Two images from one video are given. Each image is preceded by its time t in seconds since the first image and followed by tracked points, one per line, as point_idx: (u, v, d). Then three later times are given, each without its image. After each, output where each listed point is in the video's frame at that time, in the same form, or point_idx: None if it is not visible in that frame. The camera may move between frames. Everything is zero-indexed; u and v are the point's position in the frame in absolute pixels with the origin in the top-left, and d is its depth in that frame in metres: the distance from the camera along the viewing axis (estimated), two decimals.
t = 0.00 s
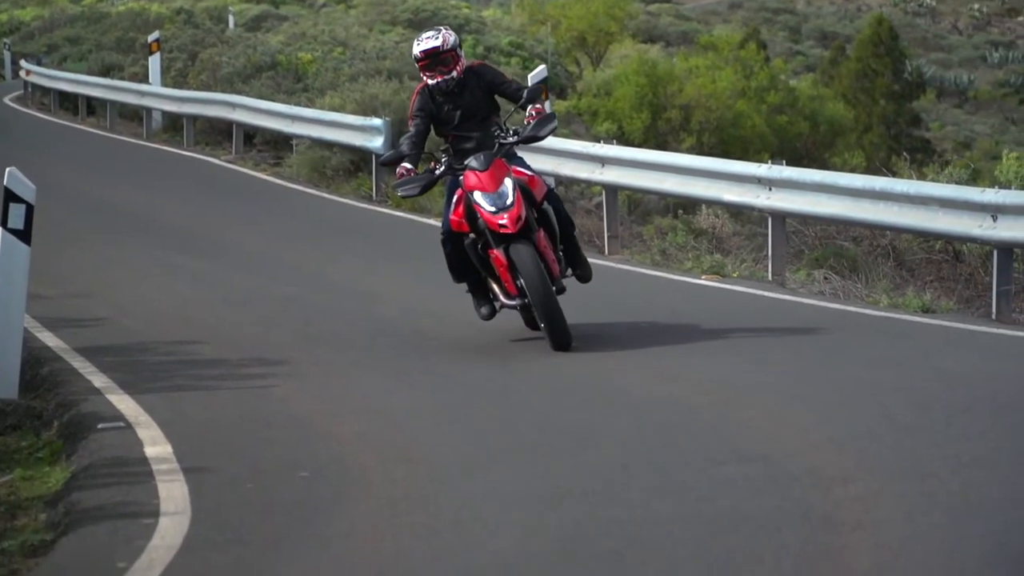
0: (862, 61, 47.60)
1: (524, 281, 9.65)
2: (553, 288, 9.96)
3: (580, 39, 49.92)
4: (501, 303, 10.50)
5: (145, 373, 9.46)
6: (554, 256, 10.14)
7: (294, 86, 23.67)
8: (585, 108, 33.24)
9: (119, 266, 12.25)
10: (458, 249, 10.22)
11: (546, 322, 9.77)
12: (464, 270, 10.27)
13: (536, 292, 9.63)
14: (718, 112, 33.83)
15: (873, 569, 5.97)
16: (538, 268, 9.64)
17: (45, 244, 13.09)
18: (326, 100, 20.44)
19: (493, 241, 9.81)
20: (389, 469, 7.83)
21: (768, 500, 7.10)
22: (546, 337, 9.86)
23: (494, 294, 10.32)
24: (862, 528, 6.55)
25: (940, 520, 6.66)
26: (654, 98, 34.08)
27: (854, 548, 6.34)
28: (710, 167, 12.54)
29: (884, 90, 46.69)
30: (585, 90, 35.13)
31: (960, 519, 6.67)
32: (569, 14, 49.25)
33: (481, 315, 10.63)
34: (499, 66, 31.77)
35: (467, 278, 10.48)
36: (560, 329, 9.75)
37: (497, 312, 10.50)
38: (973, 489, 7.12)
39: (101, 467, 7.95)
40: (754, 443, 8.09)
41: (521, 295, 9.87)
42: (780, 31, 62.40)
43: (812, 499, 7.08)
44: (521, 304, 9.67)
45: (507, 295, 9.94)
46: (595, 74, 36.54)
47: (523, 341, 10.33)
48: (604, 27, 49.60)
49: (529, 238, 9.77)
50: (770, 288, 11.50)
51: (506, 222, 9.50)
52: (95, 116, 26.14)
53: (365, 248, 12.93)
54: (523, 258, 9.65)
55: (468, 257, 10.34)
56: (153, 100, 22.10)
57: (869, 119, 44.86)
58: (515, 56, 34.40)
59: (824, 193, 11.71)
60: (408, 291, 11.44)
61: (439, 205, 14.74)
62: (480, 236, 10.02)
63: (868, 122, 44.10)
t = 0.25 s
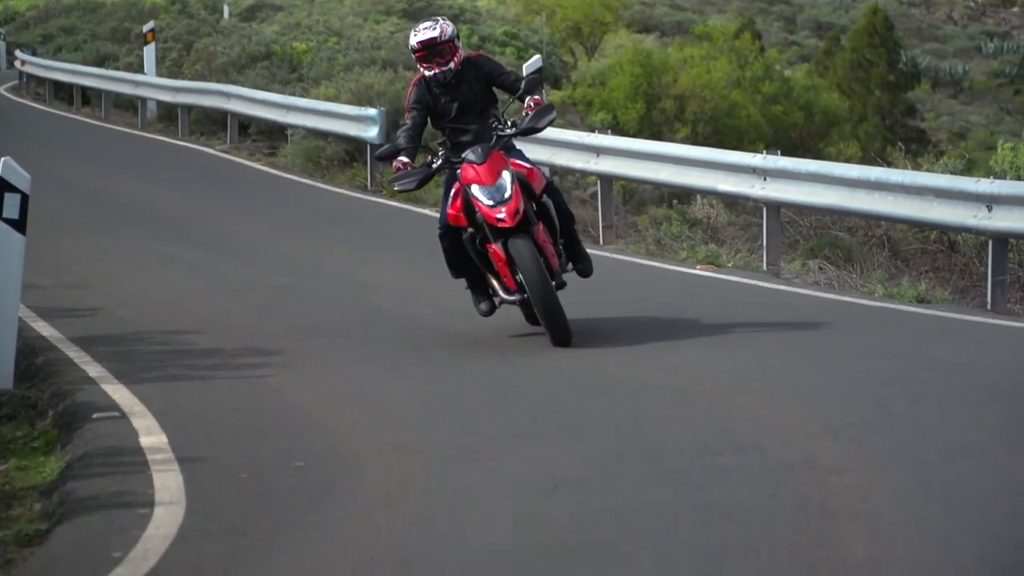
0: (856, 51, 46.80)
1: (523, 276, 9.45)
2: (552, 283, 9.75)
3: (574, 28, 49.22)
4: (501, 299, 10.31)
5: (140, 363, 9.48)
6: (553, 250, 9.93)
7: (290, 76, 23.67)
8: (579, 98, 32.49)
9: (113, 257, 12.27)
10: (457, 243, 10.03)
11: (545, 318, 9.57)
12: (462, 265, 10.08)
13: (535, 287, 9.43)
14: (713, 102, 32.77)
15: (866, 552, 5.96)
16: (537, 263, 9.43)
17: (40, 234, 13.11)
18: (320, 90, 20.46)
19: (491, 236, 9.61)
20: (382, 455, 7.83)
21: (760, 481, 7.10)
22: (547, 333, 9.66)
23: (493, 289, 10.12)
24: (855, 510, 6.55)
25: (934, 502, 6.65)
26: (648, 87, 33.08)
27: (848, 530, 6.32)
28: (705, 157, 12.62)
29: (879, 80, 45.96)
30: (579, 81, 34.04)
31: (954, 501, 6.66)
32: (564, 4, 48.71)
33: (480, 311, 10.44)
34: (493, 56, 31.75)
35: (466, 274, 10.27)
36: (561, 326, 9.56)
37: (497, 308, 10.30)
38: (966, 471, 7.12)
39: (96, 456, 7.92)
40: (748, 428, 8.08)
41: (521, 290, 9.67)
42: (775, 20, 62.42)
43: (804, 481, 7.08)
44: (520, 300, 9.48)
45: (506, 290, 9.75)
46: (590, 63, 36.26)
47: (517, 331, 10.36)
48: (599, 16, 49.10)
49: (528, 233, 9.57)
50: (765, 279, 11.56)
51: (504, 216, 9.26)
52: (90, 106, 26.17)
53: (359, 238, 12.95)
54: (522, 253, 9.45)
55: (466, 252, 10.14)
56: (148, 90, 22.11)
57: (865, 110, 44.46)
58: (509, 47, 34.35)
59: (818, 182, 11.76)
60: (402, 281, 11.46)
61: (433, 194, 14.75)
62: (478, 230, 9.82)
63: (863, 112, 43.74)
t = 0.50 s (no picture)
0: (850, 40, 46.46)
1: (521, 271, 9.28)
2: (551, 278, 9.59)
3: (568, 16, 47.67)
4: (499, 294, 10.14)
5: (134, 352, 9.50)
6: (552, 244, 9.76)
7: (284, 65, 23.66)
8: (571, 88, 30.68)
9: (107, 245, 12.30)
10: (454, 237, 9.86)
11: (542, 313, 9.42)
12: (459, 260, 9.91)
13: (532, 281, 9.27)
14: (707, 90, 30.95)
15: (857, 537, 5.98)
16: (534, 257, 9.28)
17: (34, 223, 13.13)
18: (314, 79, 20.47)
19: (488, 230, 9.44)
20: (376, 443, 7.84)
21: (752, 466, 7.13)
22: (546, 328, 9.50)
23: (491, 283, 9.97)
24: (846, 496, 6.57)
25: (925, 487, 6.67)
26: (641, 76, 31.11)
27: (839, 514, 6.34)
28: (698, 146, 12.65)
29: (874, 70, 45.56)
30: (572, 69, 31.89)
31: (945, 485, 6.68)
32: None
33: (478, 306, 10.27)
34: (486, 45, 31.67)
35: (463, 268, 10.11)
36: (559, 322, 9.39)
37: (495, 304, 10.12)
38: (958, 455, 7.15)
39: (90, 445, 7.93)
40: (741, 414, 8.10)
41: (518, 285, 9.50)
42: (769, 8, 62.34)
43: (796, 465, 7.09)
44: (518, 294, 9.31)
45: (503, 285, 9.60)
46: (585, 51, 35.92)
47: (511, 322, 10.39)
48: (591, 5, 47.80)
49: (526, 226, 9.39)
50: (759, 268, 11.60)
51: (500, 210, 9.08)
52: (85, 96, 26.17)
53: (352, 226, 12.98)
54: (519, 247, 9.27)
55: (463, 246, 9.98)
56: (142, 79, 22.11)
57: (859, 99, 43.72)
58: (503, 36, 34.22)
59: (812, 171, 11.78)
60: (396, 269, 11.49)
61: (428, 182, 14.76)
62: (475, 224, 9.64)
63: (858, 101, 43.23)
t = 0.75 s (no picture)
0: (844, 31, 46.26)
1: (518, 268, 9.02)
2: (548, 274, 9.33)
3: (563, 7, 46.97)
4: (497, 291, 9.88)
5: (129, 343, 9.49)
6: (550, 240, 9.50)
7: (279, 56, 23.66)
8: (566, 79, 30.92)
9: (102, 236, 12.30)
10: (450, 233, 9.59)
11: (540, 311, 9.17)
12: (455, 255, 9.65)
13: (529, 278, 9.02)
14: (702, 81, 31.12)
15: (852, 529, 5.98)
16: (532, 254, 9.02)
17: (29, 214, 13.13)
18: (309, 70, 20.46)
19: (484, 225, 9.17)
20: (371, 435, 7.84)
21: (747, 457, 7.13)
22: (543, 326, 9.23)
23: (488, 281, 9.72)
24: (841, 488, 6.56)
25: (920, 479, 6.66)
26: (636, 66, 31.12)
27: (834, 506, 6.33)
28: (694, 136, 12.65)
29: (868, 61, 45.16)
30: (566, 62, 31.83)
31: (940, 477, 6.67)
32: None
33: (475, 304, 10.01)
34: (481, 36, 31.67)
35: (460, 266, 9.85)
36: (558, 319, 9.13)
37: (492, 301, 9.87)
38: (953, 446, 7.16)
39: (85, 436, 7.93)
40: (736, 405, 8.10)
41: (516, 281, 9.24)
42: None
43: (791, 458, 7.09)
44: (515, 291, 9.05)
45: (501, 282, 9.34)
46: (580, 42, 35.88)
47: (507, 315, 10.39)
48: None
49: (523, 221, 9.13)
50: (754, 259, 11.61)
51: (496, 204, 8.82)
52: (80, 87, 26.18)
53: (347, 218, 12.98)
54: (516, 242, 9.00)
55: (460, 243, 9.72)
56: (137, 70, 22.11)
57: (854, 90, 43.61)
58: (498, 27, 34.20)
59: (809, 163, 11.78)
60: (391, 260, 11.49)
61: (423, 174, 14.75)
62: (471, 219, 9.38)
63: (852, 92, 43.25)
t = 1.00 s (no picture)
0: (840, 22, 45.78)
1: (513, 263, 8.96)
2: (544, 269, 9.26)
3: None
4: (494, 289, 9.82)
5: (124, 334, 9.50)
6: (547, 236, 9.43)
7: (273, 47, 23.64)
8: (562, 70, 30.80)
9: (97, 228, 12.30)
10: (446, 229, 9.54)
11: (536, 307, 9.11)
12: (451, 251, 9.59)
13: (524, 274, 8.96)
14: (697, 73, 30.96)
15: (847, 520, 5.99)
16: (527, 250, 8.96)
17: (23, 205, 13.13)
18: (304, 61, 20.43)
19: (480, 221, 9.12)
20: (366, 426, 7.84)
21: (742, 449, 7.14)
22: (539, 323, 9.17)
23: (485, 277, 9.65)
24: (836, 479, 6.57)
25: (915, 470, 6.68)
26: (631, 58, 31.04)
27: (829, 498, 6.34)
28: (689, 128, 12.65)
29: (863, 53, 44.84)
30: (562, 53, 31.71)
31: (935, 468, 6.68)
32: None
33: (472, 301, 9.95)
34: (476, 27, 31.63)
35: (456, 262, 9.80)
36: (554, 316, 9.07)
37: (489, 298, 9.81)
38: (948, 437, 7.18)
39: (80, 427, 7.93)
40: (731, 397, 8.11)
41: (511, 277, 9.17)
42: None
43: (786, 449, 7.10)
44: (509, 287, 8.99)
45: (496, 278, 9.29)
46: (574, 34, 35.81)
47: (502, 307, 10.40)
48: None
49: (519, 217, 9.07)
50: (749, 250, 11.63)
51: (492, 199, 8.75)
52: (75, 78, 26.15)
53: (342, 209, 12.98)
54: (511, 238, 8.94)
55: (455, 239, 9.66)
56: (132, 62, 22.08)
57: (848, 82, 43.46)
58: (493, 18, 34.15)
59: (805, 154, 11.79)
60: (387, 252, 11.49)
61: (418, 165, 14.75)
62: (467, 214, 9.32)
63: (847, 84, 43.16)
